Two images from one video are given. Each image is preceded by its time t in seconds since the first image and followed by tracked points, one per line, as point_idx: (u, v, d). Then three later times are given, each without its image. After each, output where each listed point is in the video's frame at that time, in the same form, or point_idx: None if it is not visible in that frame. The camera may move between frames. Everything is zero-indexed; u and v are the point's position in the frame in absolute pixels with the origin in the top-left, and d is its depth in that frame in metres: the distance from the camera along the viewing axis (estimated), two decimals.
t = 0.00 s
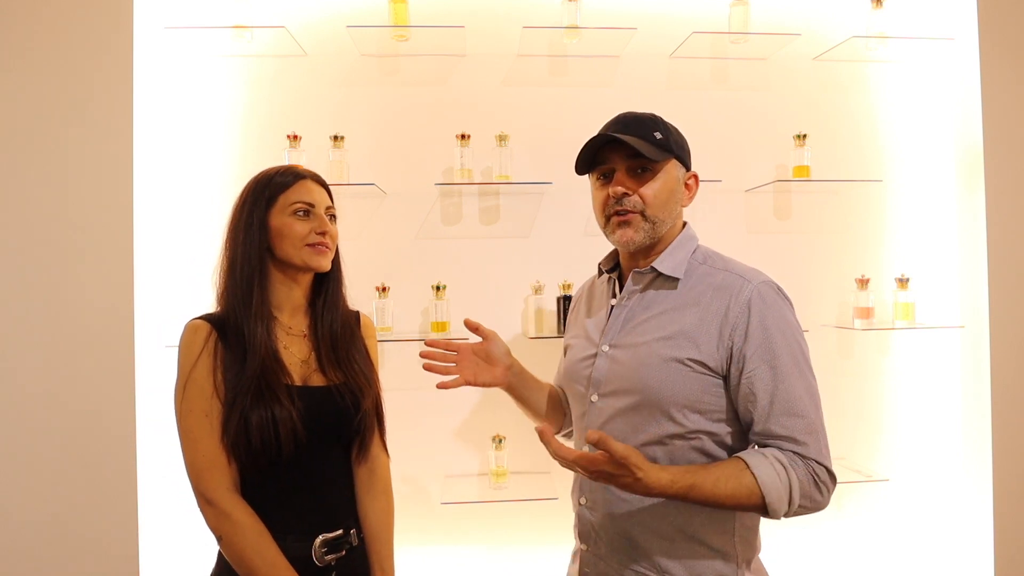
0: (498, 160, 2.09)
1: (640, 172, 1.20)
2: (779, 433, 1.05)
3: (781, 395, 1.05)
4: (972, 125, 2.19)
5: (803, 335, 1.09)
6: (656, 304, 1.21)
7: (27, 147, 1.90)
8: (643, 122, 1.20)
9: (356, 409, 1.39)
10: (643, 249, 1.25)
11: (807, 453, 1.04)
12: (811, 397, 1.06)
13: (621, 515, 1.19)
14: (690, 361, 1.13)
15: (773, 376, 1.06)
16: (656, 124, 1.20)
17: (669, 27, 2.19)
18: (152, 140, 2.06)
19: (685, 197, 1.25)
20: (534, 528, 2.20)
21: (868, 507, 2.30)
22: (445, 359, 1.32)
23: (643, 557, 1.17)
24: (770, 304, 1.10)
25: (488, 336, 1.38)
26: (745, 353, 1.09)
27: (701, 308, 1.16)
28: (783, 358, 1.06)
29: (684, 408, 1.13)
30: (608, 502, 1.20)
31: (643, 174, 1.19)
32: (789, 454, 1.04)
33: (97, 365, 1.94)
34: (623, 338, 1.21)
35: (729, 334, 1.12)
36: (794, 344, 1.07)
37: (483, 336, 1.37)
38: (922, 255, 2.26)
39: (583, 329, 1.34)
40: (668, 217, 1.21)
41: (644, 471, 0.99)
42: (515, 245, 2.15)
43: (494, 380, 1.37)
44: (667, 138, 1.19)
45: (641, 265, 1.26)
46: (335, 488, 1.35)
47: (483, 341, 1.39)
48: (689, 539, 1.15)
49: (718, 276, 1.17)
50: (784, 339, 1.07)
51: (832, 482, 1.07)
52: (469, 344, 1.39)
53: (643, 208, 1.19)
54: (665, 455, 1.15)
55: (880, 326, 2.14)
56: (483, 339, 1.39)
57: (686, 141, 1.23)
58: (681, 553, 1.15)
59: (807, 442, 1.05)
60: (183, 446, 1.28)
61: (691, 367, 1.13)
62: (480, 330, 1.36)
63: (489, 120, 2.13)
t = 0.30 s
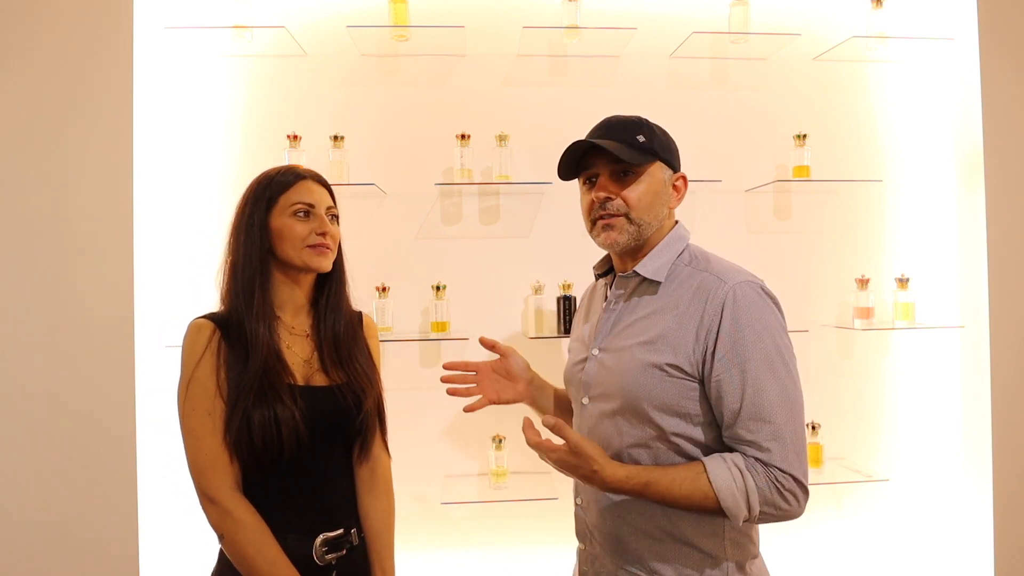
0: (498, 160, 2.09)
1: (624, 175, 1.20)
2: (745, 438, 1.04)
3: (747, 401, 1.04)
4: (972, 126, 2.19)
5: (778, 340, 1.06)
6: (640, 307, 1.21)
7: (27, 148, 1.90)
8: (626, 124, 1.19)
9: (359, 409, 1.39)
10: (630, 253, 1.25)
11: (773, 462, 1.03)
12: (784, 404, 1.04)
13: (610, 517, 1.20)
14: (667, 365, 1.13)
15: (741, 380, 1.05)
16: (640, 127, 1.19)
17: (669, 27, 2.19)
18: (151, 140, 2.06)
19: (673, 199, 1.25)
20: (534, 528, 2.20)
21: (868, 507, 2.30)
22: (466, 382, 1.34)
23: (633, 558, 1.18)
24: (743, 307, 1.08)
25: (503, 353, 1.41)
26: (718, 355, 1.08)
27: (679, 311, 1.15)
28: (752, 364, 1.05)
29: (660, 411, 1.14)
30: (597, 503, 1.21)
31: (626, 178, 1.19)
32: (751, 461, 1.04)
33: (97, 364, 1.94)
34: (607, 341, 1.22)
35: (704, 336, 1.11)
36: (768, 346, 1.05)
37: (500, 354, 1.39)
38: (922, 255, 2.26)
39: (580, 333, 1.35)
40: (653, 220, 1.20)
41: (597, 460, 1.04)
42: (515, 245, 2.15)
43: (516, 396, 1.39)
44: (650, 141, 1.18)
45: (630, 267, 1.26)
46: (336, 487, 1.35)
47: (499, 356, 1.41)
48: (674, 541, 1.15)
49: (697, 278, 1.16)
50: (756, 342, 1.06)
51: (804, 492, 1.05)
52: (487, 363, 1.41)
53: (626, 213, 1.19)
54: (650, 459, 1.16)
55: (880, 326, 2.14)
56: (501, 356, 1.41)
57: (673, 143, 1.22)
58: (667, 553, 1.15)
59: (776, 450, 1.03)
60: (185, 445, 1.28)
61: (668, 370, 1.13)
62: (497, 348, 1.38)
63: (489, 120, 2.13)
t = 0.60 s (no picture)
0: (498, 160, 2.09)
1: (626, 174, 1.20)
2: (758, 438, 1.04)
3: (759, 402, 1.04)
4: (972, 126, 2.19)
5: (787, 340, 1.06)
6: (646, 308, 1.21)
7: (27, 148, 1.90)
8: (629, 124, 1.19)
9: (361, 408, 1.39)
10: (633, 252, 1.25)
11: (787, 461, 1.02)
12: (796, 404, 1.04)
13: (613, 516, 1.20)
14: (675, 366, 1.13)
15: (753, 380, 1.05)
16: (643, 127, 1.19)
17: (669, 27, 2.19)
18: (151, 140, 2.06)
19: (677, 198, 1.24)
20: (534, 528, 2.20)
21: (868, 507, 2.30)
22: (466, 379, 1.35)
23: (637, 558, 1.18)
24: (752, 308, 1.08)
25: (504, 350, 1.41)
26: (727, 356, 1.08)
27: (687, 312, 1.15)
28: (763, 365, 1.04)
29: (669, 412, 1.14)
30: (600, 502, 1.22)
31: (628, 178, 1.19)
32: (765, 461, 1.03)
33: (97, 365, 1.94)
34: (614, 342, 1.22)
35: (712, 337, 1.11)
36: (778, 347, 1.05)
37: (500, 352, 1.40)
38: (922, 255, 2.26)
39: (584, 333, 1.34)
40: (655, 219, 1.20)
41: (613, 468, 1.02)
42: (515, 245, 2.15)
43: (518, 394, 1.39)
44: (653, 140, 1.18)
45: (633, 266, 1.26)
46: (337, 486, 1.35)
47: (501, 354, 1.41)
48: (677, 540, 1.15)
49: (704, 279, 1.16)
50: (766, 343, 1.05)
51: (817, 490, 1.05)
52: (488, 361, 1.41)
53: (628, 212, 1.19)
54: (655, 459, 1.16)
55: (880, 326, 2.14)
56: (502, 355, 1.41)
57: (676, 142, 1.22)
58: (669, 552, 1.15)
59: (789, 450, 1.03)
60: (188, 442, 1.28)
61: (677, 371, 1.13)
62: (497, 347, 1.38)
63: (489, 120, 2.13)
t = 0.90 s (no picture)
0: (498, 160, 2.09)
1: (632, 172, 1.20)
2: (763, 435, 1.04)
3: (765, 399, 1.04)
4: (972, 126, 2.19)
5: (793, 339, 1.06)
6: (650, 305, 1.21)
7: (27, 148, 1.90)
8: (638, 123, 1.20)
9: (363, 407, 1.39)
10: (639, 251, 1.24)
11: (791, 459, 1.02)
12: (802, 401, 1.04)
13: (613, 513, 1.20)
14: (680, 363, 1.13)
15: (758, 377, 1.05)
16: (651, 127, 1.20)
17: (669, 26, 2.19)
18: (152, 140, 2.06)
19: (684, 199, 1.24)
20: (534, 528, 2.20)
21: (868, 507, 2.30)
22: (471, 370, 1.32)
23: (638, 554, 1.17)
24: (758, 306, 1.08)
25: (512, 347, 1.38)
26: (733, 353, 1.08)
27: (693, 310, 1.14)
28: (769, 363, 1.05)
29: (674, 408, 1.13)
30: (601, 499, 1.22)
31: (634, 176, 1.20)
32: (770, 457, 1.03)
33: (97, 365, 1.94)
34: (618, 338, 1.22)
35: (718, 334, 1.11)
36: (783, 345, 1.05)
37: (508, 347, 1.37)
38: (922, 255, 2.26)
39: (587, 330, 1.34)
40: (661, 218, 1.20)
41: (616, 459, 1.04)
42: (515, 245, 2.15)
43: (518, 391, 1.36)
44: (660, 140, 1.19)
45: (639, 266, 1.26)
46: (338, 484, 1.35)
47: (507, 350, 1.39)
48: (676, 536, 1.15)
49: (710, 277, 1.16)
50: (772, 340, 1.05)
51: (821, 487, 1.05)
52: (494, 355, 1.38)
53: (634, 210, 1.19)
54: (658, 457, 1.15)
55: (880, 326, 2.14)
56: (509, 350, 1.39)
57: (684, 143, 1.23)
58: (669, 549, 1.15)
59: (794, 447, 1.03)
60: (190, 440, 1.29)
61: (682, 368, 1.13)
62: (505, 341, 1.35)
63: (489, 120, 2.13)
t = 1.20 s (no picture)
0: (498, 160, 2.09)
1: (642, 167, 1.23)
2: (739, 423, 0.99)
3: (745, 389, 1.00)
4: (972, 126, 2.19)
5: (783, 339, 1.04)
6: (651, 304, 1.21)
7: (27, 148, 1.90)
8: (648, 121, 1.24)
9: (363, 407, 1.38)
10: (643, 245, 1.25)
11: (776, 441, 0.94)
12: (784, 398, 0.99)
13: (611, 511, 1.20)
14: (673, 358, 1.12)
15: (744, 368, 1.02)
16: (661, 126, 1.23)
17: (669, 26, 2.19)
18: (152, 139, 2.06)
19: (689, 199, 1.25)
20: (534, 528, 2.20)
21: (868, 507, 2.30)
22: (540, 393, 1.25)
23: (636, 552, 1.17)
24: (752, 304, 1.06)
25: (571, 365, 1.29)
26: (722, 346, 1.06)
27: (688, 307, 1.15)
28: (755, 356, 1.02)
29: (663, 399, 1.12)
30: (599, 498, 1.22)
31: (643, 171, 1.22)
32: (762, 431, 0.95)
33: (97, 366, 1.94)
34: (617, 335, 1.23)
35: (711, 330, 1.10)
36: (771, 343, 1.02)
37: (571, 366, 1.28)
38: (922, 255, 2.26)
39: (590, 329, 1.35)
40: (668, 213, 1.21)
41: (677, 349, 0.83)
42: (515, 245, 2.15)
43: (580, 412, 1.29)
44: (668, 137, 1.22)
45: (642, 262, 1.27)
46: (338, 483, 1.35)
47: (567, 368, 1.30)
48: (674, 536, 1.15)
49: (707, 277, 1.16)
50: (761, 336, 1.03)
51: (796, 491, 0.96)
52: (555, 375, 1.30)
53: (642, 202, 1.20)
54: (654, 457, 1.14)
55: (880, 326, 2.14)
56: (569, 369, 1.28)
57: (691, 146, 1.26)
58: (667, 548, 1.15)
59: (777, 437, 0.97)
60: (190, 439, 1.29)
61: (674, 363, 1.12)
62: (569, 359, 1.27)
63: (489, 119, 2.13)
